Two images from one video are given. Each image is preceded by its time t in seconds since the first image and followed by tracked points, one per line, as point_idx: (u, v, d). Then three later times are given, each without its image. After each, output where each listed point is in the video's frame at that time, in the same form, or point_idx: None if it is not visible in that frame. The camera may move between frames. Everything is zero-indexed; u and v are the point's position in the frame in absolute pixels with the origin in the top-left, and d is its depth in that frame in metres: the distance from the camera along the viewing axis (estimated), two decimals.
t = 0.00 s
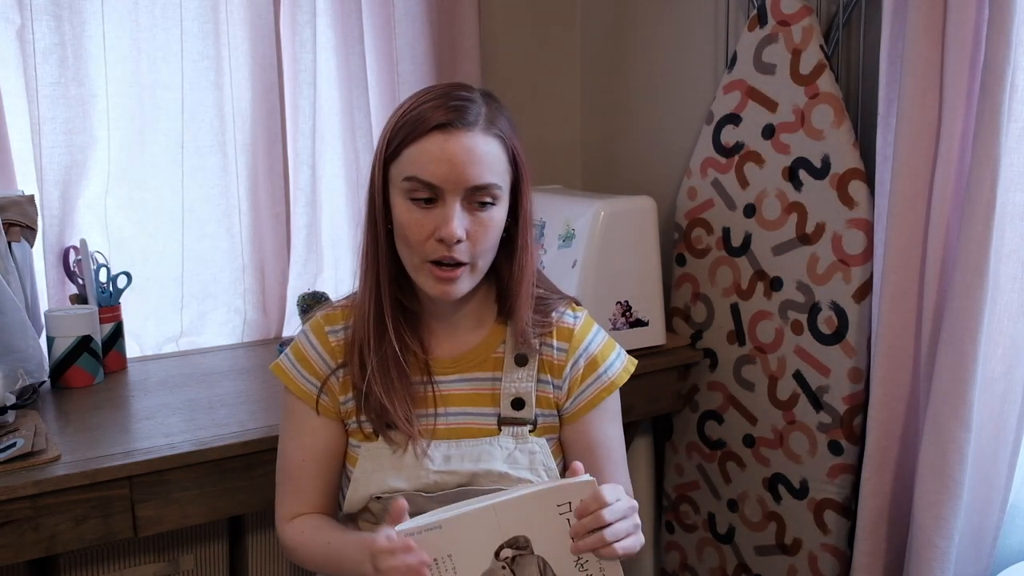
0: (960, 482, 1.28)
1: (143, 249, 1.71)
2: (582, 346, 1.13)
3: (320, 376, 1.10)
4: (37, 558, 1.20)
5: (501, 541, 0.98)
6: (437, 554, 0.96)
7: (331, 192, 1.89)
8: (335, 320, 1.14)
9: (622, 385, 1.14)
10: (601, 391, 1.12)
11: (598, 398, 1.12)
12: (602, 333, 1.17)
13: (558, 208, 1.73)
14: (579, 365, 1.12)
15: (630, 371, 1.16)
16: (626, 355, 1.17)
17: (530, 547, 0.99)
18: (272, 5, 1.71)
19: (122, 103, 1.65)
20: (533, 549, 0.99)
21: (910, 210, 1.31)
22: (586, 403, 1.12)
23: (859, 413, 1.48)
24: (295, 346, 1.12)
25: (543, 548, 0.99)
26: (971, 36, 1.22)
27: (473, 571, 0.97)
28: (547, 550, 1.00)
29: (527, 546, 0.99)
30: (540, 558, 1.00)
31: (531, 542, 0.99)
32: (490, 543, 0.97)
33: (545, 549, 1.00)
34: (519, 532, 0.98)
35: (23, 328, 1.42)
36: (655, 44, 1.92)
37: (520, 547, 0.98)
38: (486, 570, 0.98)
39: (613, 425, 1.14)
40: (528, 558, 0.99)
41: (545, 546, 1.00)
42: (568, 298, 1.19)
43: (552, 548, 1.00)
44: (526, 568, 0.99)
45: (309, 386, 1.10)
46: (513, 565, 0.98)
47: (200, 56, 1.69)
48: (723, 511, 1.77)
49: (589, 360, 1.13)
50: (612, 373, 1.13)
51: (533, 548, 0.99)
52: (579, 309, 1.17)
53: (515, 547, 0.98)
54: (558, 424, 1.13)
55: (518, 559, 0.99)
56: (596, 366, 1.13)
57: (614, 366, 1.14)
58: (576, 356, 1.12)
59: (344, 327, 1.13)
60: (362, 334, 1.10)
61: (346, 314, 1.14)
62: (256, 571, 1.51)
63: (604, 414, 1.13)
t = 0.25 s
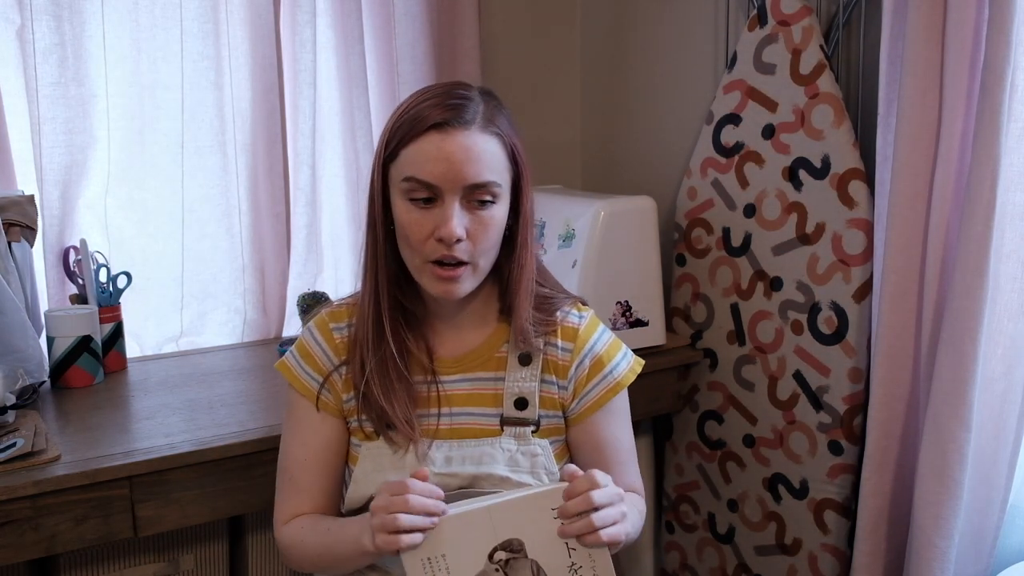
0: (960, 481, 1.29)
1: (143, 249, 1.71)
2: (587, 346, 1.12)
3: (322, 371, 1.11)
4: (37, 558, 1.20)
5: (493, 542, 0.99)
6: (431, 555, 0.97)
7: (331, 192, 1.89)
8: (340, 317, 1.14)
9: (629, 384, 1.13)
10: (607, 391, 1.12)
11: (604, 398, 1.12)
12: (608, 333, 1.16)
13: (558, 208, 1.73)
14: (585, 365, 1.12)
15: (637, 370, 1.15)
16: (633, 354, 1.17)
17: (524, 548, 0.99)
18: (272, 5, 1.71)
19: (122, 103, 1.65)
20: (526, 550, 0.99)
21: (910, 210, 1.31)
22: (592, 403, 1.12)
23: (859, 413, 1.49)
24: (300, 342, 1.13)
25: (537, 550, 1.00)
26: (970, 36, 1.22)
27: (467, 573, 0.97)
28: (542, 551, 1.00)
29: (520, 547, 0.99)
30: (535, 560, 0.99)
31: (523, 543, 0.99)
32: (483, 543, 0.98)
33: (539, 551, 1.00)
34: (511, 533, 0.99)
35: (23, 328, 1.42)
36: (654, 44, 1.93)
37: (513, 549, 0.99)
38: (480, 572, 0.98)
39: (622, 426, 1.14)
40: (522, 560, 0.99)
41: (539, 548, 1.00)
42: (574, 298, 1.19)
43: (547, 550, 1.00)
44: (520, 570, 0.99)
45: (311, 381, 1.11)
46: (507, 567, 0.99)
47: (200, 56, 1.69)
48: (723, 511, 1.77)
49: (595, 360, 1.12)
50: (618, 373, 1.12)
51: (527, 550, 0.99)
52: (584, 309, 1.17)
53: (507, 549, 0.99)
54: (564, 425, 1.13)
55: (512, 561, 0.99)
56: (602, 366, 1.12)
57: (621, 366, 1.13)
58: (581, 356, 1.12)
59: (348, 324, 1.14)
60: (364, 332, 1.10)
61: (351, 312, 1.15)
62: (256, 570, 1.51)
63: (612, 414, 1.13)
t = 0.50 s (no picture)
0: (960, 482, 1.28)
1: (143, 249, 1.71)
2: (592, 347, 1.12)
3: (322, 370, 1.11)
4: (37, 558, 1.20)
5: (494, 545, 0.98)
6: (431, 554, 0.98)
7: (331, 192, 1.89)
8: (341, 316, 1.14)
9: (634, 386, 1.13)
10: (612, 392, 1.11)
11: (609, 399, 1.11)
12: (612, 333, 1.16)
13: (558, 207, 1.73)
14: (589, 366, 1.12)
15: (641, 372, 1.15)
16: (637, 355, 1.17)
17: (524, 551, 0.99)
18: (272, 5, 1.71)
19: (122, 103, 1.65)
20: (527, 554, 0.99)
21: (910, 210, 1.31)
22: (596, 405, 1.11)
23: (859, 413, 1.49)
24: (300, 340, 1.13)
25: (537, 553, 1.00)
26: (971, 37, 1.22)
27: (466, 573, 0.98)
28: (542, 555, 1.00)
29: (520, 550, 0.99)
30: (535, 563, 0.99)
31: (524, 546, 0.99)
32: (483, 546, 0.98)
33: (540, 555, 1.00)
34: (512, 536, 0.99)
35: (23, 328, 1.42)
36: (654, 44, 1.93)
37: (513, 552, 0.99)
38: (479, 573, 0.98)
39: (626, 428, 1.14)
40: (522, 563, 0.99)
41: (539, 552, 1.00)
42: (578, 299, 1.18)
43: (547, 553, 1.00)
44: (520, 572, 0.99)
45: (311, 379, 1.11)
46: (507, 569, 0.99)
47: (200, 56, 1.69)
48: (724, 511, 1.77)
49: (599, 361, 1.12)
50: (623, 374, 1.12)
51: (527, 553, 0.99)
52: (588, 310, 1.16)
53: (507, 552, 0.99)
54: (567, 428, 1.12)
55: (512, 563, 0.99)
56: (606, 367, 1.12)
57: (625, 367, 1.13)
58: (585, 357, 1.12)
59: (349, 323, 1.14)
60: (365, 332, 1.10)
61: (352, 311, 1.15)
62: (256, 570, 1.51)
63: (616, 415, 1.13)
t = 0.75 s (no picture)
0: (960, 482, 1.28)
1: (143, 249, 1.71)
2: (594, 349, 1.12)
3: (323, 371, 1.11)
4: (37, 558, 1.20)
5: (494, 545, 0.99)
6: (433, 554, 0.98)
7: (331, 192, 1.89)
8: (342, 316, 1.14)
9: (636, 388, 1.13)
10: (614, 394, 1.11)
11: (610, 402, 1.11)
12: (614, 336, 1.16)
13: (558, 208, 1.73)
14: (590, 368, 1.12)
15: (644, 374, 1.14)
16: (639, 358, 1.16)
17: (525, 552, 0.99)
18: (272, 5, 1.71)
19: (122, 103, 1.65)
20: (528, 555, 1.00)
21: (910, 210, 1.31)
22: (598, 408, 1.11)
23: (860, 413, 1.49)
24: (301, 341, 1.13)
25: (538, 554, 1.00)
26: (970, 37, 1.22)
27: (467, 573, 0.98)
28: (544, 556, 1.00)
29: (521, 551, 0.99)
30: (536, 564, 1.00)
31: (525, 546, 1.00)
32: (484, 546, 0.98)
33: (541, 556, 1.00)
34: (513, 537, 0.99)
35: (23, 328, 1.42)
36: (654, 44, 1.93)
37: (514, 553, 0.99)
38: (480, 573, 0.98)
39: (627, 431, 1.14)
40: (523, 564, 0.99)
41: (541, 553, 1.00)
42: (580, 301, 1.18)
43: (549, 554, 1.00)
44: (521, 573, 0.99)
45: (312, 380, 1.11)
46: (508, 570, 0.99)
47: (200, 56, 1.69)
48: (724, 511, 1.77)
49: (601, 363, 1.12)
50: (625, 377, 1.12)
51: (528, 554, 1.00)
52: (590, 312, 1.16)
53: (509, 552, 0.99)
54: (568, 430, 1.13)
55: (513, 564, 0.99)
56: (608, 370, 1.12)
57: (627, 369, 1.13)
58: (587, 359, 1.12)
59: (350, 324, 1.14)
60: (366, 333, 1.10)
61: (353, 311, 1.15)
62: (257, 570, 1.51)
63: (617, 418, 1.13)
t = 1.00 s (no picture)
0: (960, 482, 1.28)
1: (143, 249, 1.71)
2: (595, 352, 1.12)
3: (324, 368, 1.11)
4: (37, 558, 1.20)
5: (498, 546, 0.99)
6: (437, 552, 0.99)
7: (332, 192, 1.89)
8: (344, 313, 1.14)
9: (637, 392, 1.14)
10: (614, 398, 1.12)
11: (610, 405, 1.12)
12: (615, 339, 1.16)
13: (558, 207, 1.73)
14: (592, 371, 1.12)
15: (644, 379, 1.15)
16: (639, 362, 1.17)
17: (529, 552, 1.00)
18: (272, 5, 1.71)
19: (122, 103, 1.65)
20: (531, 555, 1.00)
21: (911, 210, 1.31)
22: (598, 411, 1.12)
23: (860, 413, 1.49)
24: (302, 336, 1.13)
25: (542, 555, 1.00)
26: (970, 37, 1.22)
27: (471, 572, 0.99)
28: (548, 557, 1.01)
29: (525, 551, 1.00)
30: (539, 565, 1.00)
31: (529, 547, 1.00)
32: (488, 546, 0.99)
33: (545, 556, 1.00)
34: (517, 537, 1.00)
35: (23, 328, 1.42)
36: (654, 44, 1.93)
37: (518, 553, 1.00)
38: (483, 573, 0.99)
39: (626, 433, 1.14)
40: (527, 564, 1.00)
41: (544, 553, 1.00)
42: (582, 303, 1.19)
43: (552, 555, 1.01)
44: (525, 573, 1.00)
45: (312, 376, 1.10)
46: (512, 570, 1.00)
47: (200, 56, 1.69)
48: (724, 511, 1.77)
49: (603, 367, 1.12)
50: (625, 381, 1.12)
51: (532, 555, 1.00)
52: (592, 315, 1.16)
53: (512, 552, 1.00)
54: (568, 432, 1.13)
55: (517, 563, 1.00)
56: (610, 373, 1.12)
57: (628, 373, 1.13)
58: (589, 363, 1.12)
59: (352, 321, 1.14)
60: (368, 331, 1.10)
61: (354, 309, 1.14)
62: (257, 569, 1.51)
63: (617, 421, 1.13)
